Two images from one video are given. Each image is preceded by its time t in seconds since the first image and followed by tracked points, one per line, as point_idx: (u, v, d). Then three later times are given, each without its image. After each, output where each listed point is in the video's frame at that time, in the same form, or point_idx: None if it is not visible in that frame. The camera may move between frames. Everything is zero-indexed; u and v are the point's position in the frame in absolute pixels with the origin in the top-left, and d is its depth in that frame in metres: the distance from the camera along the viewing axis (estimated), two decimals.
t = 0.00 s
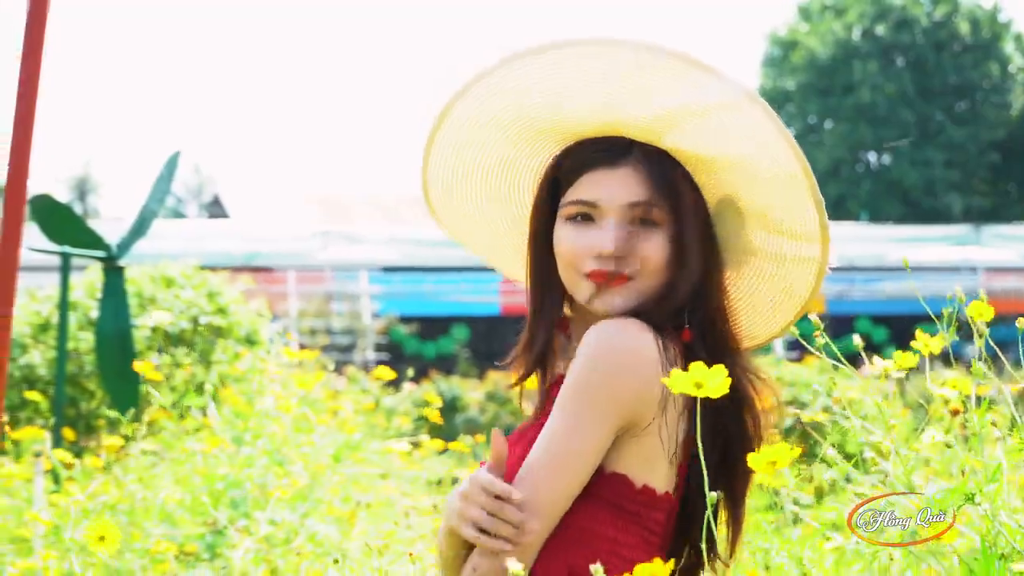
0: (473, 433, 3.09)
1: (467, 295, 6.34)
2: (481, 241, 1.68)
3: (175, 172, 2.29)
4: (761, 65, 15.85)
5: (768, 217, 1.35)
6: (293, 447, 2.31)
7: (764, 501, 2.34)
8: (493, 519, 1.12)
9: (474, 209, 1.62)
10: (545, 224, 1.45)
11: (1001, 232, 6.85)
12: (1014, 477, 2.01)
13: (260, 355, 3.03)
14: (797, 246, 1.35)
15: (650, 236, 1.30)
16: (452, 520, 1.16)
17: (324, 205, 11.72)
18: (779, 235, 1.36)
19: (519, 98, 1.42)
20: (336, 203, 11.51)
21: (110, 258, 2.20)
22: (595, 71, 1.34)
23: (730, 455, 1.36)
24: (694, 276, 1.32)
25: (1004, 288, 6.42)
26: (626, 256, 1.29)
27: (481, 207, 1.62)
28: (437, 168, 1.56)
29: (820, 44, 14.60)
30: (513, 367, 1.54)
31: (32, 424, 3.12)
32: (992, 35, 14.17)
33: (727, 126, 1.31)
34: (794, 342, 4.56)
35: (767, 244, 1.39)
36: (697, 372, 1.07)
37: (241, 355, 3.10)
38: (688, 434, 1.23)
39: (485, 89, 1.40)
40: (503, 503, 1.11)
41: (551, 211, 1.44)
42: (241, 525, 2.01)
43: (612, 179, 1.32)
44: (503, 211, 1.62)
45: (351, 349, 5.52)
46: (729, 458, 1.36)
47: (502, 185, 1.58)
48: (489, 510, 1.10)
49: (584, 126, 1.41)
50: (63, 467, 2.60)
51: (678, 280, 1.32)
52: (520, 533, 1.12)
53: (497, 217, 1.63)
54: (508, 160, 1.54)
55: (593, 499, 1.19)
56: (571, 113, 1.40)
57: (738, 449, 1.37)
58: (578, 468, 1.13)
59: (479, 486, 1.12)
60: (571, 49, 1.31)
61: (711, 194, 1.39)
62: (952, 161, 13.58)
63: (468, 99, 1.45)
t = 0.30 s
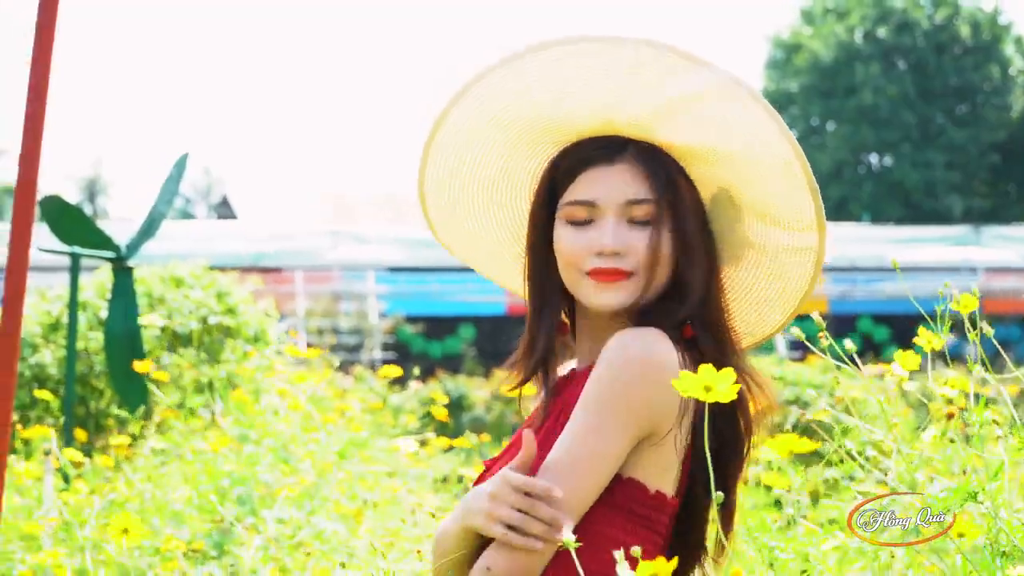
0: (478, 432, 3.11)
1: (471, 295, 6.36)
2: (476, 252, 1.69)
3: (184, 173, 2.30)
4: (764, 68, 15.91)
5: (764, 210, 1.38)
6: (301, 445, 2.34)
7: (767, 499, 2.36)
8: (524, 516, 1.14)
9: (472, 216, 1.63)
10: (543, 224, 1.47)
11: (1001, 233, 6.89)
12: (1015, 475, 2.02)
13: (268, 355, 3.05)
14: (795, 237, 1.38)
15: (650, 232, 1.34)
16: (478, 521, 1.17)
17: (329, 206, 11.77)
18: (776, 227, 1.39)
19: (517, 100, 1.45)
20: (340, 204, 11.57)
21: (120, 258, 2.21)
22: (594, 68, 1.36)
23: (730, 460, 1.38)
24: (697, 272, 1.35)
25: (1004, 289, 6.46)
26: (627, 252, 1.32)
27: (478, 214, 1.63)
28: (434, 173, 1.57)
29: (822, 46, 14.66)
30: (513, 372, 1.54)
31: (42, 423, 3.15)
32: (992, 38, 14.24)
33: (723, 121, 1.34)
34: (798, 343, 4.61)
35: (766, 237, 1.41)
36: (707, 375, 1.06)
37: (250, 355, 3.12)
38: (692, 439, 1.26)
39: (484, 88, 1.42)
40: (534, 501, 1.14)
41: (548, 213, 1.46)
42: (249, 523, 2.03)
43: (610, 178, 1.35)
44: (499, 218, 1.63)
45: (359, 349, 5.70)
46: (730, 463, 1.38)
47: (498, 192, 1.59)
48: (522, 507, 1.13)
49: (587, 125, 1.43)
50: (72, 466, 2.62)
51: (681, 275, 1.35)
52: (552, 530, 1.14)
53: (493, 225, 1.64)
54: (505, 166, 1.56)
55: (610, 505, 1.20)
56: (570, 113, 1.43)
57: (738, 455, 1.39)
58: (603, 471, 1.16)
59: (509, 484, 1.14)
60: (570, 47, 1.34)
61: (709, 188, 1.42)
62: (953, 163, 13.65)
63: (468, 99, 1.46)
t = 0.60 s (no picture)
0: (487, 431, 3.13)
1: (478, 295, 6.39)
2: (472, 265, 1.71)
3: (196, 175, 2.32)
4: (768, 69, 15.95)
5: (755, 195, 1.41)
6: (311, 442, 2.36)
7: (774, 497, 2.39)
8: (555, 514, 1.18)
9: (468, 225, 1.66)
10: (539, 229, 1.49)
11: (1005, 234, 6.91)
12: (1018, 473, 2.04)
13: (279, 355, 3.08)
14: (787, 217, 1.41)
15: (641, 227, 1.36)
16: (507, 522, 1.20)
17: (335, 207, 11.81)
18: (766, 209, 1.42)
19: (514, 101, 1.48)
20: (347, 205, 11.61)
21: (132, 258, 2.23)
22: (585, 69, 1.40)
23: (721, 467, 1.41)
24: (694, 266, 1.37)
25: (1008, 290, 6.48)
26: (620, 250, 1.35)
27: (474, 223, 1.66)
28: (429, 185, 1.60)
29: (827, 48, 14.69)
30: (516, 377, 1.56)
31: (56, 421, 3.18)
32: (996, 40, 14.27)
33: (707, 110, 1.38)
34: (806, 343, 4.64)
35: (755, 219, 1.45)
36: (679, 383, 1.08)
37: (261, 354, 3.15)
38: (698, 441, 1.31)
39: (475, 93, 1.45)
40: (565, 498, 1.18)
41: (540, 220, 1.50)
42: (260, 520, 2.06)
43: (596, 179, 1.39)
44: (494, 227, 1.65)
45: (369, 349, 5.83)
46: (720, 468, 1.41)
47: (494, 202, 1.62)
48: (555, 504, 1.16)
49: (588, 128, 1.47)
50: (86, 464, 2.65)
51: (678, 269, 1.37)
52: (584, 527, 1.17)
53: (488, 235, 1.66)
54: (498, 174, 1.59)
55: (629, 512, 1.24)
56: (563, 114, 1.46)
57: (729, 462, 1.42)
58: (625, 476, 1.20)
59: (539, 484, 1.18)
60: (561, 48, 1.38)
61: (697, 180, 1.45)
62: (956, 164, 13.68)
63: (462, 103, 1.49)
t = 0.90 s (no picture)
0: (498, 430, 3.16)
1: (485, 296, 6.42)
2: (473, 278, 1.77)
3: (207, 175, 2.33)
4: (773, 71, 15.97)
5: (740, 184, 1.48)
6: (322, 441, 2.39)
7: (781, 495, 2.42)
8: (572, 520, 1.21)
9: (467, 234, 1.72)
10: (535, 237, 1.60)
11: (1011, 235, 6.93)
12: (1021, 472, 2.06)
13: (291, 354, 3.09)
14: (775, 196, 1.47)
15: (630, 224, 1.43)
16: (524, 529, 1.23)
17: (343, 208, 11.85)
18: (752, 192, 1.49)
19: (508, 110, 1.55)
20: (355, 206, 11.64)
21: (144, 258, 2.25)
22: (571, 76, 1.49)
23: (727, 467, 1.42)
24: (687, 260, 1.43)
25: (1012, 290, 6.50)
26: (611, 250, 1.41)
27: (473, 231, 1.72)
28: (425, 198, 1.67)
29: (833, 50, 14.70)
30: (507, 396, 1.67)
31: (69, 420, 3.21)
32: (1000, 42, 14.29)
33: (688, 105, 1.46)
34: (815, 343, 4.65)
35: (744, 207, 1.52)
36: (688, 382, 1.09)
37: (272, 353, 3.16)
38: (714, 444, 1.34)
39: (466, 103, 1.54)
40: (581, 504, 1.21)
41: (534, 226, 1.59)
42: (272, 518, 2.07)
43: (583, 183, 1.47)
44: (492, 234, 1.73)
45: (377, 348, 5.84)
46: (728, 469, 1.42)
47: (490, 210, 1.69)
48: (570, 509, 1.20)
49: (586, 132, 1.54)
50: (99, 462, 2.68)
51: (672, 263, 1.44)
52: (601, 533, 1.21)
53: (487, 243, 1.73)
54: (493, 181, 1.67)
55: (642, 518, 1.27)
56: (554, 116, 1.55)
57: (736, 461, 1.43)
58: (640, 481, 1.24)
59: (556, 490, 1.22)
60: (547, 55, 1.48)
61: (680, 173, 1.52)
62: (960, 165, 13.70)
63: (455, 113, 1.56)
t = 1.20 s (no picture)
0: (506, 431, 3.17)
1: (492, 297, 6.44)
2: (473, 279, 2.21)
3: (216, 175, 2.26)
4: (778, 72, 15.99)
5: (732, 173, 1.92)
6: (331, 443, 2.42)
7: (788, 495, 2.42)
8: (569, 528, 1.72)
9: (469, 243, 2.19)
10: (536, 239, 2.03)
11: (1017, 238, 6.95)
12: None
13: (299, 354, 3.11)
14: (766, 182, 1.90)
15: (620, 224, 1.87)
16: (527, 548, 1.75)
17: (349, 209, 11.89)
18: (748, 180, 1.91)
19: (506, 110, 2.03)
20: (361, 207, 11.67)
21: (151, 259, 2.25)
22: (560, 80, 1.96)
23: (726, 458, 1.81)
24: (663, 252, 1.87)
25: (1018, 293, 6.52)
26: (603, 253, 1.85)
27: (473, 241, 2.20)
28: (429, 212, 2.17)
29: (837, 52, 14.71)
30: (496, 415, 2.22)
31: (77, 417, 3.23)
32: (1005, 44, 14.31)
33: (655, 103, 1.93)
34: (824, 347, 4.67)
35: (744, 195, 1.93)
36: (712, 381, 1.55)
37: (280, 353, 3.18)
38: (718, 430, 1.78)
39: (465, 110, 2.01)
40: (575, 520, 1.72)
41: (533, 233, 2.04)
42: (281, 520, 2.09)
43: (574, 189, 1.93)
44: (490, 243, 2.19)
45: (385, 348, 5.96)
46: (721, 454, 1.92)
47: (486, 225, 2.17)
48: (566, 525, 1.71)
49: (576, 137, 2.01)
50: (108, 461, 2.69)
51: (670, 258, 1.88)
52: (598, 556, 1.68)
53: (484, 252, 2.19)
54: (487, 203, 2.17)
55: (654, 525, 1.77)
56: (548, 124, 2.01)
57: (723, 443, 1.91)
58: (649, 471, 1.74)
59: (554, 510, 1.73)
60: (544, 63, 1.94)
61: (672, 166, 1.96)
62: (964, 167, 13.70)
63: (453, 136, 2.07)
